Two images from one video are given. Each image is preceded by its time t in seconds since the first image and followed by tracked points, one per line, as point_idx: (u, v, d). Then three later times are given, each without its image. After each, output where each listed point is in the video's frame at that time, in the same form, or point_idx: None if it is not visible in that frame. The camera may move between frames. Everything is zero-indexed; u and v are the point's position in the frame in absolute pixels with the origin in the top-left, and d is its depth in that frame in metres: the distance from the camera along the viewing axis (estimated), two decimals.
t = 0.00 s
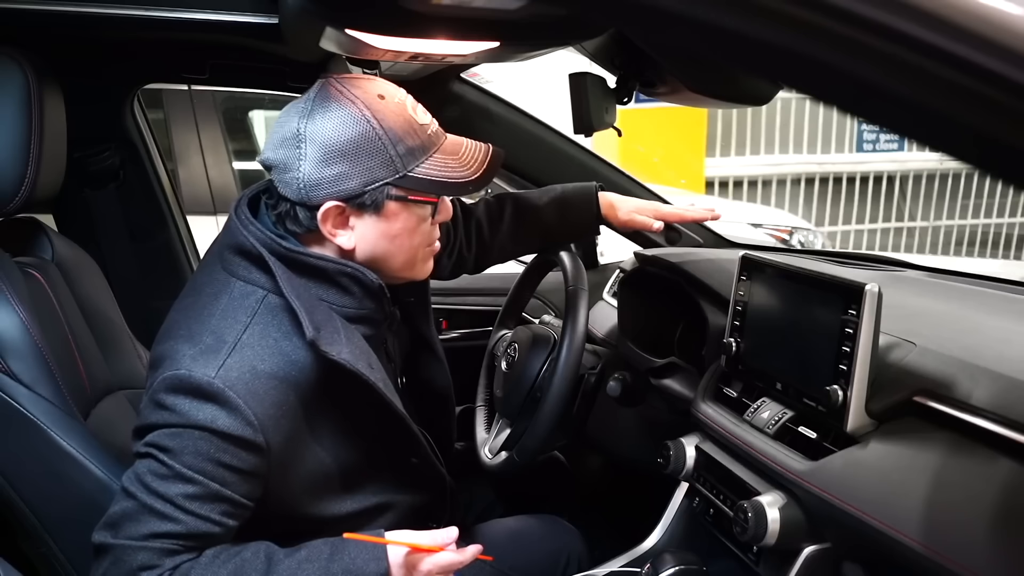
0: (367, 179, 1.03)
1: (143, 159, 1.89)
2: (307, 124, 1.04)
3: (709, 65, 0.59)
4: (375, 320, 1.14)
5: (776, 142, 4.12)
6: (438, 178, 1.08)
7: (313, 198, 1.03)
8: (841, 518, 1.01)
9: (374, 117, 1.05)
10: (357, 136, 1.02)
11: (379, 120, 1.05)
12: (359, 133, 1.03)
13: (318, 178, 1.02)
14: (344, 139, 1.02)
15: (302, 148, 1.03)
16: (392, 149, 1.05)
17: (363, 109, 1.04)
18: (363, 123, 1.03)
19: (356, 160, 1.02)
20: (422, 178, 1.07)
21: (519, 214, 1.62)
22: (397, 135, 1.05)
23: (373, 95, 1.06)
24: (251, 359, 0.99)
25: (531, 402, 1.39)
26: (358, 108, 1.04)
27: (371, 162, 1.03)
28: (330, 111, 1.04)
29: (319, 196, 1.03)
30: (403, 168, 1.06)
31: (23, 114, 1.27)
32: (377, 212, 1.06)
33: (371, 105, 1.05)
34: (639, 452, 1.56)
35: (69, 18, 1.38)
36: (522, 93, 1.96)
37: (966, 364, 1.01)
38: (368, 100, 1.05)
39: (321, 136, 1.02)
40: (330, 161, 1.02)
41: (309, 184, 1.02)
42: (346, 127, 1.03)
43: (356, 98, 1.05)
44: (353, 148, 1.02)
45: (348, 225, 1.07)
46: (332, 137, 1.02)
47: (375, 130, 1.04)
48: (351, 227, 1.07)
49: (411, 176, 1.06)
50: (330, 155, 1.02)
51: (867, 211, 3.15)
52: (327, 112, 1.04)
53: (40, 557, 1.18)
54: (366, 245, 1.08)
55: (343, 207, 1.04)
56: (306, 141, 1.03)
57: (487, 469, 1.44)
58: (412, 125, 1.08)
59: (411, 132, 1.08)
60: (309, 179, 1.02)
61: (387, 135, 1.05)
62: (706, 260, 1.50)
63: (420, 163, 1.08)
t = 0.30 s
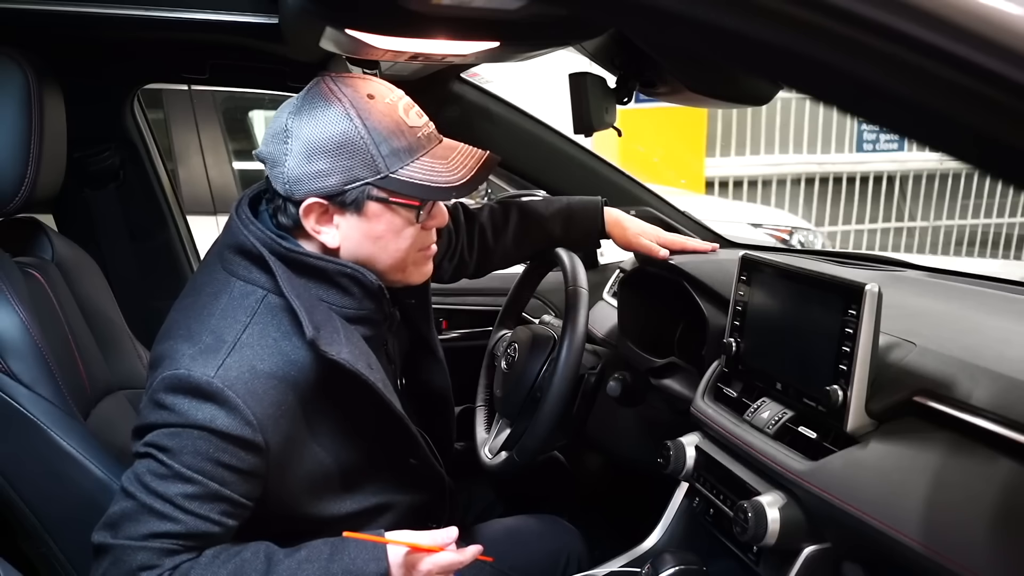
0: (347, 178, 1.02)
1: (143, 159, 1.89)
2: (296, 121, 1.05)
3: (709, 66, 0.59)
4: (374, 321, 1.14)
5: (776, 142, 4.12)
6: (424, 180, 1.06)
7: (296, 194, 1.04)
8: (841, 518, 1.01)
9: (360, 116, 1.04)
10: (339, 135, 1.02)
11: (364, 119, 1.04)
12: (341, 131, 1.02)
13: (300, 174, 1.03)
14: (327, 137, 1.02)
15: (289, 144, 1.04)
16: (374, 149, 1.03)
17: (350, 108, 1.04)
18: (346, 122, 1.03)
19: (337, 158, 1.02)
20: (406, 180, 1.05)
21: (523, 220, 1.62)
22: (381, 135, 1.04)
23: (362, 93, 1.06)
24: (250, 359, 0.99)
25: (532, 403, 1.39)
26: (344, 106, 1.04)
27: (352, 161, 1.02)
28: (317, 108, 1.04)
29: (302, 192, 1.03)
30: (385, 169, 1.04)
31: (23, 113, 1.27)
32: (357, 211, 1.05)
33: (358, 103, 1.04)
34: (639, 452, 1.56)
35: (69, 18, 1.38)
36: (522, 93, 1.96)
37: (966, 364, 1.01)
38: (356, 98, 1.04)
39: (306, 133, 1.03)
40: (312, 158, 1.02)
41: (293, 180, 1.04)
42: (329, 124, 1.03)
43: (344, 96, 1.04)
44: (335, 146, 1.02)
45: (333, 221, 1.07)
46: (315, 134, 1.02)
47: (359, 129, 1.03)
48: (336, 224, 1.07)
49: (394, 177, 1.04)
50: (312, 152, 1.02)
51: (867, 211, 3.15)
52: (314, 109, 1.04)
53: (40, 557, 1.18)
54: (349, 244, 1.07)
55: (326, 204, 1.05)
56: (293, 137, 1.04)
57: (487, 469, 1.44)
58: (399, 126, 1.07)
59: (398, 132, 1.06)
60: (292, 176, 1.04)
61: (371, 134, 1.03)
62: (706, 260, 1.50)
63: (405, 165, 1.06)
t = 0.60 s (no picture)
0: (338, 177, 1.03)
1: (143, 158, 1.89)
2: (294, 119, 1.06)
3: (710, 66, 0.59)
4: (372, 320, 1.14)
5: (776, 142, 4.12)
6: (415, 183, 1.06)
7: (288, 190, 1.05)
8: (841, 518, 1.01)
9: (356, 116, 1.04)
10: (333, 133, 1.03)
11: (359, 119, 1.05)
12: (335, 130, 1.03)
13: (293, 171, 1.04)
14: (321, 135, 1.03)
15: (285, 141, 1.05)
16: (367, 149, 1.03)
17: (346, 108, 1.04)
18: (341, 121, 1.03)
19: (329, 156, 1.02)
20: (398, 183, 1.05)
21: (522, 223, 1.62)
22: (375, 135, 1.04)
23: (359, 93, 1.07)
24: (246, 357, 0.99)
25: (531, 403, 1.39)
26: (340, 105, 1.04)
27: (344, 160, 1.03)
28: (314, 106, 1.05)
29: (294, 188, 1.04)
30: (377, 170, 1.04)
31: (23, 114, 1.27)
32: (348, 211, 1.05)
33: (353, 102, 1.05)
34: (639, 452, 1.56)
35: (69, 18, 1.38)
36: (522, 93, 1.96)
37: (966, 364, 1.01)
38: (353, 98, 1.05)
39: (302, 131, 1.04)
40: (306, 156, 1.03)
41: (287, 176, 1.05)
42: (324, 123, 1.03)
43: (341, 96, 1.05)
44: (328, 144, 1.02)
45: (326, 218, 1.07)
46: (309, 132, 1.03)
47: (352, 128, 1.03)
48: (327, 222, 1.07)
49: (386, 178, 1.04)
50: (306, 149, 1.03)
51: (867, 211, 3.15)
52: (311, 107, 1.05)
53: (40, 557, 1.18)
54: (339, 242, 1.08)
55: (319, 202, 1.06)
56: (289, 134, 1.05)
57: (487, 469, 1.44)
58: (394, 127, 1.07)
59: (393, 133, 1.06)
60: (286, 172, 1.05)
61: (364, 135, 1.04)
62: (706, 260, 1.50)
63: (397, 166, 1.05)
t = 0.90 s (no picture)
0: (328, 163, 1.03)
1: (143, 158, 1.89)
2: (292, 109, 1.08)
3: (710, 65, 0.59)
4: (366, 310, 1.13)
5: (776, 142, 4.12)
6: (402, 173, 1.05)
7: (281, 174, 1.07)
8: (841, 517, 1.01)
9: (350, 106, 1.06)
10: (326, 120, 1.05)
11: (353, 108, 1.06)
12: (328, 117, 1.05)
13: (286, 155, 1.06)
14: (315, 122, 1.05)
15: (282, 127, 1.08)
16: (357, 137, 1.04)
17: (341, 98, 1.06)
18: (335, 109, 1.05)
19: (321, 143, 1.04)
20: (384, 172, 1.05)
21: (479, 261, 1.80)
22: (367, 126, 1.05)
23: (356, 85, 1.09)
24: (234, 337, 1.01)
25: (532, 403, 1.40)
26: (336, 95, 1.06)
27: (334, 147, 1.04)
28: (312, 94, 1.08)
29: (285, 173, 1.06)
30: (365, 158, 1.04)
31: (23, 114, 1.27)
32: (335, 196, 1.05)
33: (349, 93, 1.07)
34: (639, 452, 1.56)
35: (68, 18, 1.38)
36: (522, 93, 1.96)
37: (966, 364, 1.01)
38: (348, 89, 1.07)
39: (298, 117, 1.07)
40: (299, 142, 1.05)
41: (281, 161, 1.07)
42: (319, 110, 1.06)
43: (338, 87, 1.07)
44: (320, 130, 1.04)
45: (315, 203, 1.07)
46: (305, 119, 1.06)
47: (344, 116, 1.05)
48: (315, 207, 1.07)
49: (374, 167, 1.04)
50: (300, 135, 1.05)
51: (867, 211, 3.15)
52: (309, 95, 1.08)
53: (40, 557, 1.18)
54: (326, 228, 1.07)
55: (309, 186, 1.06)
56: (286, 121, 1.08)
57: (488, 469, 1.44)
58: (386, 120, 1.08)
59: (385, 125, 1.07)
60: (280, 158, 1.07)
61: (356, 124, 1.05)
62: (706, 260, 1.50)
63: (386, 157, 1.05)
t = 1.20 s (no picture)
0: (318, 167, 1.04)
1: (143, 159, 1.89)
2: (283, 113, 1.08)
3: (710, 65, 0.59)
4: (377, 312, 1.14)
5: (776, 142, 4.12)
6: (392, 176, 1.05)
7: (275, 179, 1.07)
8: (840, 517, 1.01)
9: (340, 110, 1.06)
10: (315, 124, 1.05)
11: (342, 111, 1.06)
12: (318, 121, 1.05)
13: (279, 159, 1.06)
14: (305, 126, 1.05)
15: (274, 131, 1.08)
16: (347, 140, 1.04)
17: (331, 101, 1.06)
18: (324, 112, 1.05)
19: (311, 147, 1.04)
20: (373, 175, 1.05)
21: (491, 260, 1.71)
22: (356, 128, 1.05)
23: (345, 89, 1.08)
24: (262, 338, 1.00)
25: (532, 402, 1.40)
26: (326, 98, 1.06)
27: (324, 150, 1.04)
28: (302, 98, 1.08)
29: (279, 177, 1.06)
30: (356, 161, 1.04)
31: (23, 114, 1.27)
32: (327, 199, 1.05)
33: (338, 96, 1.07)
34: (639, 452, 1.56)
35: (69, 18, 1.38)
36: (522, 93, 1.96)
37: (966, 364, 1.01)
38: (338, 92, 1.07)
39: (289, 121, 1.07)
40: (291, 147, 1.06)
41: (274, 165, 1.07)
42: (309, 114, 1.06)
43: (328, 89, 1.07)
44: (310, 134, 1.04)
45: (309, 207, 1.08)
46: (296, 123, 1.06)
47: (333, 120, 1.05)
48: (309, 213, 1.08)
49: (364, 170, 1.04)
50: (291, 139, 1.05)
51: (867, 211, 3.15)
52: (300, 99, 1.08)
53: (40, 557, 1.18)
54: (320, 233, 1.07)
55: (302, 191, 1.06)
56: (278, 125, 1.08)
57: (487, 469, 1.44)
58: (376, 123, 1.08)
59: (374, 128, 1.07)
60: (274, 162, 1.08)
61: (345, 127, 1.05)
62: (706, 260, 1.50)
63: (377, 159, 1.05)
